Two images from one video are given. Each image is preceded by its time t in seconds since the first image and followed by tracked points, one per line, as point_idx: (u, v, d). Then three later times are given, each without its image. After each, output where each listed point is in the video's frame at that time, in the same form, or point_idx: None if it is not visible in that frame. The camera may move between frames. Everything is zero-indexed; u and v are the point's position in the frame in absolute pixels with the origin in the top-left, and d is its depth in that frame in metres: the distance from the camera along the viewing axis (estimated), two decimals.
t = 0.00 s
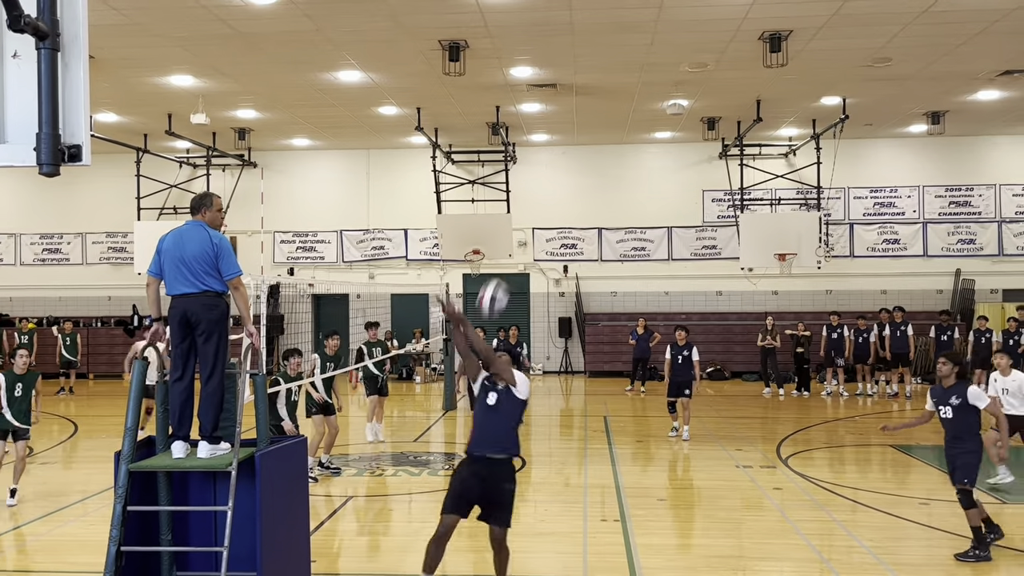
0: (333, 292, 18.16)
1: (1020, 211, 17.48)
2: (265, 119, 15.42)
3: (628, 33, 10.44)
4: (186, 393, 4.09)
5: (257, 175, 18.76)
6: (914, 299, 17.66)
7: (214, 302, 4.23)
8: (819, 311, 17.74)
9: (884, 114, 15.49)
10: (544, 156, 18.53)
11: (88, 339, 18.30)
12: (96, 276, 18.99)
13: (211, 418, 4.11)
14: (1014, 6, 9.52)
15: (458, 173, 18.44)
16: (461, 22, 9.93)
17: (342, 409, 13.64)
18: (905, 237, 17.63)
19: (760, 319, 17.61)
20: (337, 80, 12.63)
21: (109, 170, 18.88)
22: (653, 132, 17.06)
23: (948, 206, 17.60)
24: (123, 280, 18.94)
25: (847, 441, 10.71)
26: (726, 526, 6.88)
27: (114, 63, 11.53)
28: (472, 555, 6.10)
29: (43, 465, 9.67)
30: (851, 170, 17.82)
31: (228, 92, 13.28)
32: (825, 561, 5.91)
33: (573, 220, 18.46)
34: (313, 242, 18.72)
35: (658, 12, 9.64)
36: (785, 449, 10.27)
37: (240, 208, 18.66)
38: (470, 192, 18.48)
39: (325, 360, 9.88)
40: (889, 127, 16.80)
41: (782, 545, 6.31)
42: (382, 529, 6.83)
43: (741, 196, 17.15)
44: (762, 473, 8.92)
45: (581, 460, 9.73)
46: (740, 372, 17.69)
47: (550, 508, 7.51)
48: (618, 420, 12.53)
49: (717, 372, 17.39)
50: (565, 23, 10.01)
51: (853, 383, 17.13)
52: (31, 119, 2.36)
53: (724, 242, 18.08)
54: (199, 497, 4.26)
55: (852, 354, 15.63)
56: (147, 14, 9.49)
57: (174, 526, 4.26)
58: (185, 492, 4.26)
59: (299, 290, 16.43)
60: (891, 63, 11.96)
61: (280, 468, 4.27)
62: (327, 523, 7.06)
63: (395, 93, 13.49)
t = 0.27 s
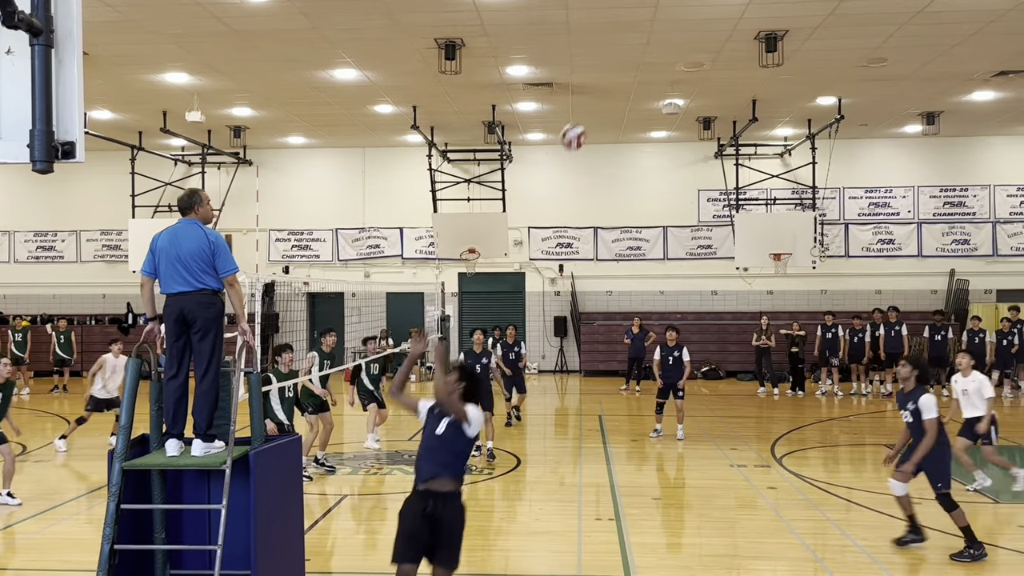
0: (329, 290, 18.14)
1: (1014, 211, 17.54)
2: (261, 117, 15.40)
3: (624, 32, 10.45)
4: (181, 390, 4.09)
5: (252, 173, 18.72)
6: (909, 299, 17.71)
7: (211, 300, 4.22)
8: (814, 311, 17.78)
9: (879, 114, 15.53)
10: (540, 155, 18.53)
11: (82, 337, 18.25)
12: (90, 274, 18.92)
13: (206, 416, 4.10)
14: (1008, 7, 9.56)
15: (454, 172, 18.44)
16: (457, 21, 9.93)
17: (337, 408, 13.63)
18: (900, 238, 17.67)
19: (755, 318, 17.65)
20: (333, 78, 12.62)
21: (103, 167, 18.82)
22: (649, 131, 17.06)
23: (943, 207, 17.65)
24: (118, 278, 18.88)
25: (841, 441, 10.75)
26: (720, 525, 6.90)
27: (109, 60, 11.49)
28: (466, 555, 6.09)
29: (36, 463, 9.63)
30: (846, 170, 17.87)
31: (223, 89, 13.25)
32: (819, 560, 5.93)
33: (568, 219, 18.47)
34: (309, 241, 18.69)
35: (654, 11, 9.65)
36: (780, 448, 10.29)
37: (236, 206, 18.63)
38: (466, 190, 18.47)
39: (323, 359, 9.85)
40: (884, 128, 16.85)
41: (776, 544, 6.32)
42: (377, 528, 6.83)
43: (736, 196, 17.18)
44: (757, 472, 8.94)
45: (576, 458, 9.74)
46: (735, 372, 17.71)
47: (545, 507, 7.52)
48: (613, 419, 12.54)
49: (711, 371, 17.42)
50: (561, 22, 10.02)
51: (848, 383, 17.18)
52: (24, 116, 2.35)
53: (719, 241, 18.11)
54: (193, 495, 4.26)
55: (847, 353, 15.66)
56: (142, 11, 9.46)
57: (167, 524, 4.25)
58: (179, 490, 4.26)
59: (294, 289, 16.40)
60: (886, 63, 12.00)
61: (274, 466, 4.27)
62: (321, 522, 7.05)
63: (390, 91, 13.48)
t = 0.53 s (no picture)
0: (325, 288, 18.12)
1: (1009, 212, 17.59)
2: (258, 114, 15.38)
3: (622, 31, 10.45)
4: (177, 387, 4.09)
5: (249, 170, 18.70)
6: (905, 298, 17.75)
7: (208, 298, 4.21)
8: (810, 310, 17.81)
9: (876, 114, 15.55)
10: (537, 153, 18.53)
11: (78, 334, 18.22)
12: (85, 271, 18.88)
13: (202, 414, 4.10)
14: (1005, 7, 9.58)
15: (451, 170, 18.45)
16: (455, 19, 9.92)
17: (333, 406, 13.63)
18: (896, 237, 17.71)
19: (751, 317, 17.67)
20: (330, 76, 12.60)
21: (99, 164, 18.78)
22: (646, 130, 17.07)
23: (939, 207, 17.69)
24: (114, 275, 18.84)
25: (836, 440, 10.77)
26: (716, 523, 6.91)
27: (105, 56, 11.46)
28: (462, 553, 6.09)
29: (31, 460, 9.62)
30: (843, 169, 17.91)
31: (220, 86, 13.22)
32: (814, 559, 5.94)
33: (565, 217, 18.47)
34: (305, 238, 18.67)
35: (652, 10, 9.65)
36: (775, 447, 10.32)
37: (232, 203, 18.60)
38: (463, 188, 18.46)
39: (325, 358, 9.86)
40: (880, 128, 16.88)
41: (771, 543, 6.33)
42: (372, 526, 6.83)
43: (733, 195, 17.20)
44: (752, 471, 8.95)
45: (571, 457, 9.75)
46: (731, 371, 17.74)
47: (541, 505, 7.53)
48: (609, 418, 12.56)
49: (707, 370, 17.44)
50: (559, 20, 10.01)
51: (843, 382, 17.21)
52: (20, 112, 2.35)
53: (716, 240, 18.13)
54: (189, 493, 4.25)
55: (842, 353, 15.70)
56: (139, 7, 9.44)
57: (162, 522, 4.24)
58: (174, 488, 4.25)
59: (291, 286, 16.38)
60: (883, 63, 12.02)
61: (270, 465, 4.27)
62: (316, 519, 7.05)
63: (387, 89, 13.46)
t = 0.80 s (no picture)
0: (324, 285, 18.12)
1: (1008, 212, 17.61)
2: (257, 110, 15.37)
3: (622, 29, 10.44)
4: (175, 384, 4.09)
5: (248, 167, 18.68)
6: (903, 298, 17.76)
7: (207, 294, 4.22)
8: (808, 309, 17.82)
9: (875, 113, 15.55)
10: (537, 151, 18.52)
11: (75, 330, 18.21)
12: (83, 267, 18.86)
13: (200, 410, 4.09)
14: (1005, 7, 9.58)
15: (450, 167, 18.46)
16: (454, 16, 9.90)
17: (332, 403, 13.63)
18: (894, 237, 17.72)
19: (750, 316, 17.69)
20: (329, 72, 12.58)
21: (98, 160, 18.75)
22: (646, 128, 17.07)
23: (938, 206, 17.71)
24: (112, 271, 18.83)
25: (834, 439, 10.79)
26: (713, 522, 6.92)
27: (104, 52, 11.44)
28: (460, 550, 6.10)
29: (28, 456, 9.63)
30: (842, 168, 17.91)
31: (219, 82, 13.20)
32: (811, 557, 5.95)
33: (565, 215, 18.47)
34: (304, 235, 18.65)
35: (652, 8, 9.64)
36: (773, 446, 10.33)
37: (231, 199, 18.59)
38: (461, 186, 18.45)
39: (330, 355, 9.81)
40: (879, 127, 16.89)
41: (769, 542, 6.34)
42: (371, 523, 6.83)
43: (732, 193, 17.20)
44: (750, 469, 8.97)
45: (570, 455, 9.76)
46: (729, 370, 17.75)
47: (539, 503, 7.53)
48: (608, 416, 12.57)
49: (706, 368, 17.45)
50: (559, 18, 10.00)
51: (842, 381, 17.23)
52: (19, 108, 2.35)
53: (714, 239, 18.14)
54: (186, 489, 4.25)
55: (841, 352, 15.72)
56: (138, 3, 9.42)
57: (160, 518, 4.24)
58: (172, 483, 4.25)
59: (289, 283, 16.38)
60: (883, 62, 12.02)
61: (268, 461, 4.26)
62: (314, 517, 7.05)
63: (387, 86, 13.45)
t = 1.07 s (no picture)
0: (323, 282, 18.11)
1: (1008, 211, 17.61)
2: (257, 107, 15.36)
3: (623, 27, 10.44)
4: (174, 380, 4.09)
5: (248, 163, 18.67)
6: (902, 297, 17.77)
7: (207, 290, 4.21)
8: (808, 308, 17.82)
9: (875, 112, 15.54)
10: (537, 148, 18.50)
11: (75, 325, 18.20)
12: (83, 262, 18.85)
13: (199, 406, 4.09)
14: (1006, 6, 9.57)
15: (450, 164, 18.47)
16: (455, 13, 9.89)
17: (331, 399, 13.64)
18: (894, 236, 17.73)
19: (749, 314, 17.70)
20: (330, 69, 12.56)
21: (98, 155, 18.74)
22: (646, 126, 17.06)
23: (938, 205, 17.71)
24: (112, 266, 18.82)
25: (833, 438, 10.80)
26: (713, 520, 6.93)
27: (104, 47, 11.42)
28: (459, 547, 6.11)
29: (28, 451, 9.63)
30: (842, 167, 17.91)
31: (220, 78, 13.18)
32: (810, 556, 5.97)
33: (564, 213, 18.48)
34: (304, 231, 18.65)
35: (653, 6, 9.63)
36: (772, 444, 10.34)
37: (231, 195, 18.59)
38: (462, 183, 18.45)
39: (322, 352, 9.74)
40: (880, 126, 16.89)
41: (767, 540, 6.36)
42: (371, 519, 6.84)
43: (733, 192, 17.21)
44: (749, 468, 8.98)
45: (569, 452, 9.77)
46: (728, 368, 17.75)
47: (538, 500, 7.54)
48: (607, 413, 12.58)
49: (705, 366, 17.44)
50: (560, 15, 9.99)
51: (841, 379, 17.24)
52: (19, 102, 2.35)
53: (714, 237, 18.13)
54: (186, 484, 4.25)
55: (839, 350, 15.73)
56: None
57: (159, 514, 4.25)
58: (171, 479, 4.25)
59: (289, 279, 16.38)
60: (884, 61, 12.01)
61: (267, 456, 4.26)
62: (314, 513, 7.07)
63: (387, 83, 13.43)
